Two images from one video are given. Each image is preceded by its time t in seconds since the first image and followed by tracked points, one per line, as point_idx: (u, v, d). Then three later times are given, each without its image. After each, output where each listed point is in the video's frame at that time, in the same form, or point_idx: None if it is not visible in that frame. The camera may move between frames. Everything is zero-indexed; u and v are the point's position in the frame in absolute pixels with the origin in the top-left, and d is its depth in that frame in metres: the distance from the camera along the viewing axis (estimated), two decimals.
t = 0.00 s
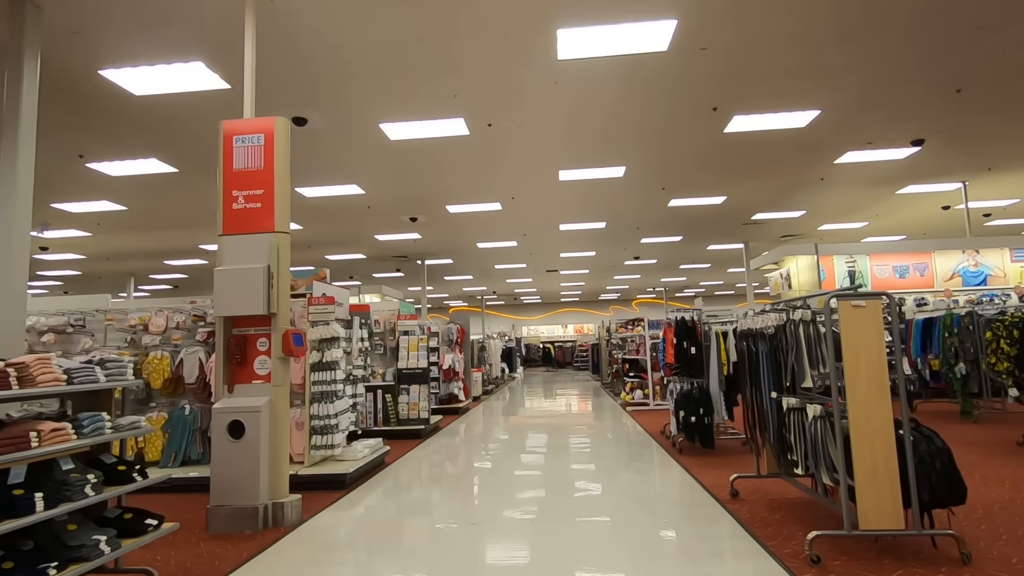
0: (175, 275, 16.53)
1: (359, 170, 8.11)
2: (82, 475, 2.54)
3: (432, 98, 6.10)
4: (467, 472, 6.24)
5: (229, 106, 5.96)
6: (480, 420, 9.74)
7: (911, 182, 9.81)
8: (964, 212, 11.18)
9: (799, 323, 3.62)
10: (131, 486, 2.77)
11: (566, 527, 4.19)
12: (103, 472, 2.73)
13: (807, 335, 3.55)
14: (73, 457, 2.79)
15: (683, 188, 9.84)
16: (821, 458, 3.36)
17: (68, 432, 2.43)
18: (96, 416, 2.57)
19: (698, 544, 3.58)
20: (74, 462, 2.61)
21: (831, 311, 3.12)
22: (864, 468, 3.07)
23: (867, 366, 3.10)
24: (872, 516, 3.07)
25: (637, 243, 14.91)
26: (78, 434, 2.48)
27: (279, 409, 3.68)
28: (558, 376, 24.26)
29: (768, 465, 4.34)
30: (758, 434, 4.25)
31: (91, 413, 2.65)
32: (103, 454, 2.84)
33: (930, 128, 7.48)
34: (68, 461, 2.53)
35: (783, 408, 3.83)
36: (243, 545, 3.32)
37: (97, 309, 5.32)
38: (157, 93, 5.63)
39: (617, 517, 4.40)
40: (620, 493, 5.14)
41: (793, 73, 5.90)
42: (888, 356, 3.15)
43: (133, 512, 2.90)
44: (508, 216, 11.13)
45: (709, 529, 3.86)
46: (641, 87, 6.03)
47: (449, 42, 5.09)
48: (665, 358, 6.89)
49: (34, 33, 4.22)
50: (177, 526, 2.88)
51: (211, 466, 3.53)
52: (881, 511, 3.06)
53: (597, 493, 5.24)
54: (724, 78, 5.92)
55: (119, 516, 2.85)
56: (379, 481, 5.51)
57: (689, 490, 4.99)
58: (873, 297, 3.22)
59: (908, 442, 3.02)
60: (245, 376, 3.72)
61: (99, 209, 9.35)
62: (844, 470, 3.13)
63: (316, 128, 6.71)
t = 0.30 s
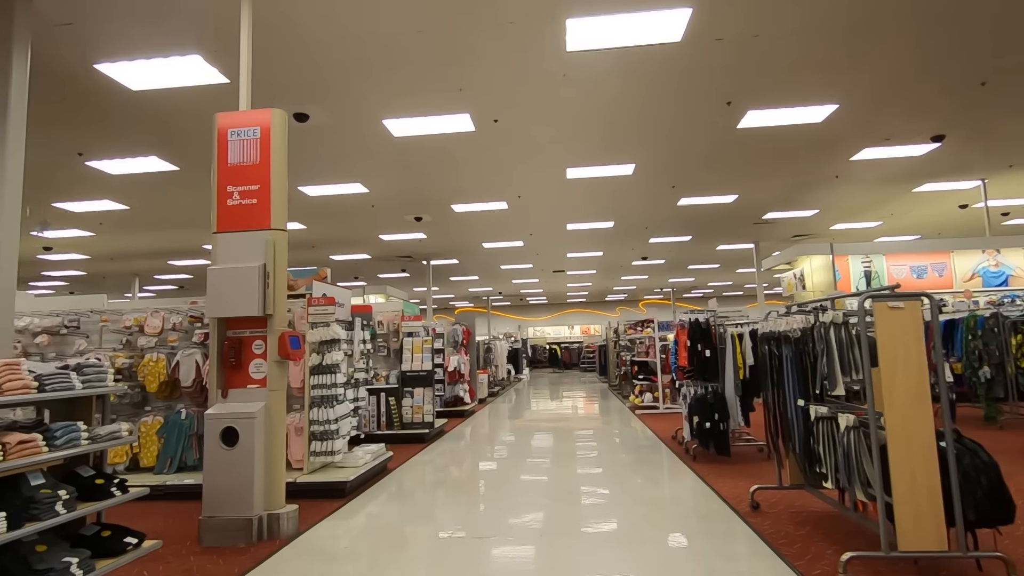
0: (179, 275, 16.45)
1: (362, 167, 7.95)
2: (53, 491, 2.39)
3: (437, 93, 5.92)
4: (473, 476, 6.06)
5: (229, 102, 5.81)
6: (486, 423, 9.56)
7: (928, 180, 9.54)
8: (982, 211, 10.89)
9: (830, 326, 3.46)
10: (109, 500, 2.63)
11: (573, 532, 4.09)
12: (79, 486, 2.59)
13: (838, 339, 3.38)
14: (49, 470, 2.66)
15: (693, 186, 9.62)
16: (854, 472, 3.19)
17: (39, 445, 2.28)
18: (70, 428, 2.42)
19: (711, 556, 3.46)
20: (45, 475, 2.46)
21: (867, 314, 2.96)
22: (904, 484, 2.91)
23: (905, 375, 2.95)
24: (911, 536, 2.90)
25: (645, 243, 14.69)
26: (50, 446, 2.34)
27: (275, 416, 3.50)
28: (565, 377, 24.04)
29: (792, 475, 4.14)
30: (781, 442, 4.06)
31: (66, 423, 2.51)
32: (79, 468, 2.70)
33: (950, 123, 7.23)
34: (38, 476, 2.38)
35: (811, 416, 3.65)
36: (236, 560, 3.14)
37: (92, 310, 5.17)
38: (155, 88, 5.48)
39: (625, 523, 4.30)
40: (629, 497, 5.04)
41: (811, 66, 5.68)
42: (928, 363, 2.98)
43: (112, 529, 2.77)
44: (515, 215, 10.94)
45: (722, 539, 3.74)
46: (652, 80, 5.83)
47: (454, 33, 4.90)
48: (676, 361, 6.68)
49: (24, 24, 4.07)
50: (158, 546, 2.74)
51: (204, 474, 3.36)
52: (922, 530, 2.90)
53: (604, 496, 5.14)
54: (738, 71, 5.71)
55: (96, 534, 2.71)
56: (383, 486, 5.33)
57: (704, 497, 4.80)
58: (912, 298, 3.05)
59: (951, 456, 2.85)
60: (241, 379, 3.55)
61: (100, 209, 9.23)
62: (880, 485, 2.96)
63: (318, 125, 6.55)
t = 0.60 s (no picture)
0: (193, 275, 16.50)
1: (372, 163, 7.81)
2: (27, 498, 2.25)
3: (446, 84, 5.75)
4: (485, 478, 5.88)
5: (235, 96, 5.69)
6: (499, 423, 9.37)
7: (956, 172, 9.19)
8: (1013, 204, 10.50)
9: (872, 320, 3.26)
10: (90, 508, 2.50)
11: (589, 534, 3.95)
12: (60, 492, 2.46)
13: (882, 334, 3.19)
14: (29, 475, 2.53)
15: (711, 180, 9.36)
16: (900, 480, 3.00)
17: (14, 448, 2.15)
18: (48, 429, 2.29)
19: (734, 560, 3.31)
20: (22, 480, 2.32)
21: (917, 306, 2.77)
22: (959, 497, 2.72)
23: (959, 374, 2.75)
24: (968, 550, 2.70)
25: (660, 240, 14.43)
26: (25, 449, 2.20)
27: (277, 416, 3.34)
28: (578, 377, 23.81)
29: (825, 480, 3.91)
30: (814, 446, 3.84)
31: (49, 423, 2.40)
32: (61, 471, 2.57)
33: (983, 111, 6.91)
34: (13, 481, 2.25)
35: (849, 418, 3.44)
36: (234, 567, 2.99)
37: (96, 308, 5.06)
38: (160, 81, 5.37)
39: (642, 524, 4.17)
40: (645, 499, 4.90)
41: (838, 50, 5.41)
42: (984, 361, 2.78)
43: (96, 539, 2.63)
44: (527, 212, 10.77)
45: (746, 544, 3.58)
46: (669, 68, 5.61)
47: (464, 20, 4.72)
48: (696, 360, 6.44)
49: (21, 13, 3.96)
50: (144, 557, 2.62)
51: (203, 478, 3.21)
52: (980, 544, 2.70)
53: (620, 497, 5.00)
54: (760, 57, 5.47)
55: (80, 543, 2.58)
56: (393, 488, 5.17)
57: (728, 501, 4.58)
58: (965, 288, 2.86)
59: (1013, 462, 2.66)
60: (241, 379, 3.40)
61: (111, 208, 9.21)
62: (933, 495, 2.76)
63: (326, 119, 6.41)
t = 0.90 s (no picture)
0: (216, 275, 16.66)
1: (390, 159, 7.67)
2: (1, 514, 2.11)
3: (464, 76, 5.57)
4: (505, 481, 5.70)
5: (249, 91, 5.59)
6: (519, 425, 9.16)
7: (1003, 165, 8.68)
8: None
9: (937, 322, 3.01)
10: (73, 524, 2.39)
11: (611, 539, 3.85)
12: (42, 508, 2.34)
13: (948, 338, 2.94)
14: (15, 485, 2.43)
15: (739, 175, 9.01)
16: (971, 501, 2.73)
17: None
18: (28, 438, 2.18)
19: None
20: None
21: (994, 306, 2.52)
22: None
23: None
24: None
25: (685, 238, 14.05)
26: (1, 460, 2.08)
27: (284, 422, 3.19)
28: (600, 378, 23.46)
29: (875, 497, 3.63)
30: (864, 459, 3.57)
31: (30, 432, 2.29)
32: (44, 484, 2.45)
33: None
34: None
35: (907, 429, 3.19)
36: None
37: (110, 307, 5.00)
38: (174, 77, 5.29)
39: (665, 530, 4.07)
40: (668, 504, 4.77)
41: (880, 34, 5.07)
42: None
43: (80, 557, 2.53)
44: (548, 209, 10.54)
45: (779, 556, 3.43)
46: (698, 55, 5.32)
47: (481, 7, 4.52)
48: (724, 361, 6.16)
49: (31, 7, 3.89)
50: None
51: (208, 484, 3.07)
52: None
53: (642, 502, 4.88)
54: (795, 42, 5.15)
55: (63, 561, 2.47)
56: (409, 493, 5.01)
57: (761, 513, 4.32)
58: None
59: None
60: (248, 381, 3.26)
61: (134, 208, 9.27)
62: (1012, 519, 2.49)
63: (342, 114, 6.28)
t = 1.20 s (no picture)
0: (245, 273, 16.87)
1: (413, 155, 7.56)
2: None
3: (487, 66, 5.40)
4: (531, 482, 5.54)
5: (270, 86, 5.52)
6: (545, 425, 8.97)
7: None
8: None
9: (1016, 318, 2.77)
10: (74, 532, 2.31)
11: (644, 538, 3.88)
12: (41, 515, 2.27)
13: None
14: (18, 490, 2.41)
15: (773, 166, 8.64)
16: None
17: None
18: (26, 441, 2.16)
19: None
20: None
21: None
22: None
23: None
24: None
25: (715, 233, 13.65)
26: None
27: (302, 423, 3.08)
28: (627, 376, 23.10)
29: (939, 509, 3.36)
30: (927, 468, 3.31)
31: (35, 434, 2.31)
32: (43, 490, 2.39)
33: None
34: None
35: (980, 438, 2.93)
36: None
37: (134, 305, 4.99)
38: (196, 73, 5.26)
39: (696, 525, 4.14)
40: (698, 504, 4.70)
41: (932, 10, 4.72)
42: None
43: (81, 567, 2.45)
44: (574, 204, 10.31)
45: (823, 561, 3.33)
46: (733, 38, 5.05)
47: None
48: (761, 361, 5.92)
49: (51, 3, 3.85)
50: None
51: (224, 487, 2.98)
52: None
53: (672, 502, 4.79)
54: (838, 21, 4.84)
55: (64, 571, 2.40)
56: (434, 494, 4.88)
57: (805, 521, 4.06)
58: None
59: None
60: (265, 380, 3.16)
61: (163, 208, 9.38)
62: None
63: (364, 108, 6.18)
